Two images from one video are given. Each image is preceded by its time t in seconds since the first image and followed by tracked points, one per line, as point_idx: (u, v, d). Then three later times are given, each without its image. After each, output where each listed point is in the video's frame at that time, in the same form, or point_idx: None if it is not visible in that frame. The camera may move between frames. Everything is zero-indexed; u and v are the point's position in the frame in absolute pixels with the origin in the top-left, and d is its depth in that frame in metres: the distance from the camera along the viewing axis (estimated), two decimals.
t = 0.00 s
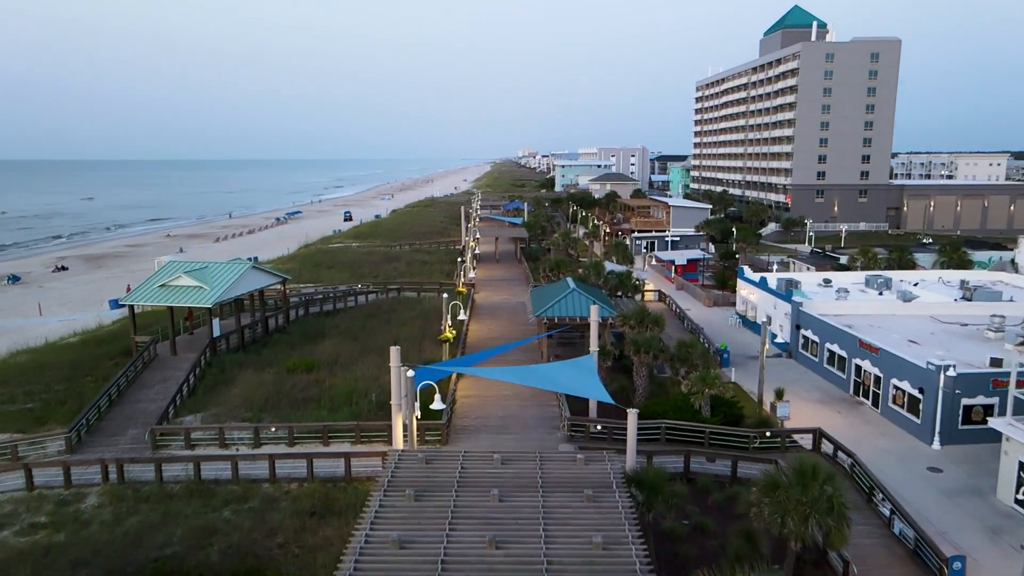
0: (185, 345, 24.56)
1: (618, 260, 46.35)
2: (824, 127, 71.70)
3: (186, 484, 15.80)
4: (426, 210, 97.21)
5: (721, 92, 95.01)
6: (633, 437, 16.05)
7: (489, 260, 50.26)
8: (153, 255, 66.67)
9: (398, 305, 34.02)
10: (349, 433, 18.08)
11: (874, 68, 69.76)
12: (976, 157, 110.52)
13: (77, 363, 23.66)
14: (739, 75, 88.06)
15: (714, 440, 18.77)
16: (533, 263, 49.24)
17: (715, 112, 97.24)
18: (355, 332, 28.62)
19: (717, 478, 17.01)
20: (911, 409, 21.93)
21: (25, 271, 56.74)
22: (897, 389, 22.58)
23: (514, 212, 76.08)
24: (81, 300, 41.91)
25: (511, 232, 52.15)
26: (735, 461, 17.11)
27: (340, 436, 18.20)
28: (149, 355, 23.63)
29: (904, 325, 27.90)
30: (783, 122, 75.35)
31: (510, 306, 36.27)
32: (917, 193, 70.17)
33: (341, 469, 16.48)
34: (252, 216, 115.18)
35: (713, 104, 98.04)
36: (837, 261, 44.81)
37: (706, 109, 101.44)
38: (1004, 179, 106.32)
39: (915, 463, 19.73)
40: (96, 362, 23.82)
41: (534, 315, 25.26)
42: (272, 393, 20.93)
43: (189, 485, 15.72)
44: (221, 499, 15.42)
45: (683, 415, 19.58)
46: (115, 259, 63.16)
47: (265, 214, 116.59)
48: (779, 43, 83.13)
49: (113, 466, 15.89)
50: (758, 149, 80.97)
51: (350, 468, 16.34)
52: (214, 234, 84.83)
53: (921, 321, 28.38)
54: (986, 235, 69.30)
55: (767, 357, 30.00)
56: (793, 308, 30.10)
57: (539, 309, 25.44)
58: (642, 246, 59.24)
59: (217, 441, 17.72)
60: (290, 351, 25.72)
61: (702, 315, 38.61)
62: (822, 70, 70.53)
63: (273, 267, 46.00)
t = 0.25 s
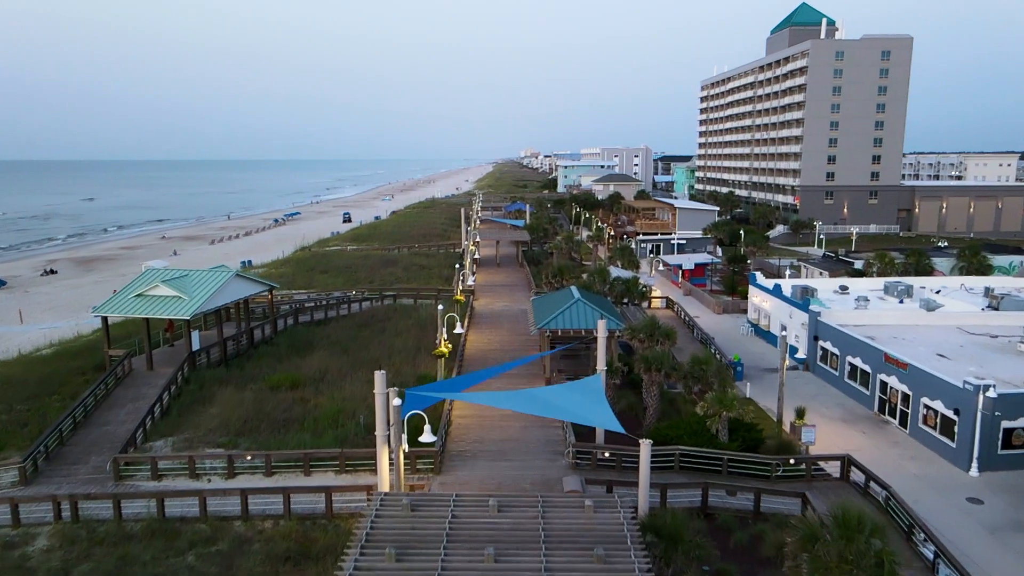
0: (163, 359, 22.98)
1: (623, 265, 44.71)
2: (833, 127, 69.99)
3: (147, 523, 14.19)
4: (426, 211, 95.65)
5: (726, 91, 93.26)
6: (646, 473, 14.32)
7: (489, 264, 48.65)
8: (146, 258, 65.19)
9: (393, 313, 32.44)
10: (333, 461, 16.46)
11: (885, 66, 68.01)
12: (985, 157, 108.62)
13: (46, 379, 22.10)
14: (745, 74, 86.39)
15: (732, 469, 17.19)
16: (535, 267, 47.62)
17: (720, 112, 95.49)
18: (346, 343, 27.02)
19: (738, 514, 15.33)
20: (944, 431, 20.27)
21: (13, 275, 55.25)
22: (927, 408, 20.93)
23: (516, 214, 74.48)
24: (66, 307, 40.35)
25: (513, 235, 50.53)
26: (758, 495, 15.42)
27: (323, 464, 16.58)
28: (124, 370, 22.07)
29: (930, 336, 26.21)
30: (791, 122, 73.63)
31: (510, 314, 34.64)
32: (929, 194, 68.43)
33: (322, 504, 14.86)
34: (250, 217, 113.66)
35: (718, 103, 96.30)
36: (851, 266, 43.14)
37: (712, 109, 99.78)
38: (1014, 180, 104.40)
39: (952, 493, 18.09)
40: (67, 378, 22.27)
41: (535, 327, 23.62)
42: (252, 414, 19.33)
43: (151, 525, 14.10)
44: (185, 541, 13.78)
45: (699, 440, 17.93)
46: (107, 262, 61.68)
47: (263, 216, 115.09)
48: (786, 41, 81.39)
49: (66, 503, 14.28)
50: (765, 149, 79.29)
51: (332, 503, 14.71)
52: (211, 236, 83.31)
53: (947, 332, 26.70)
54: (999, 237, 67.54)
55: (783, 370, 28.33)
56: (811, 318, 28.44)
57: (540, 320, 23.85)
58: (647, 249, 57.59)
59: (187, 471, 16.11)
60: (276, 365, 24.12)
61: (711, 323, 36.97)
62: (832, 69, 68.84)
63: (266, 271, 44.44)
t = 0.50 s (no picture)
0: (137, 376, 21.36)
1: (628, 269, 43.06)
2: (843, 127, 68.26)
3: (99, 573, 12.56)
4: (426, 212, 94.05)
5: (732, 90, 91.53)
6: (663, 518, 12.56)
7: (490, 269, 47.02)
8: (138, 261, 63.68)
9: (388, 321, 30.84)
10: (313, 497, 14.81)
11: (897, 64, 66.33)
12: (995, 158, 106.69)
13: (10, 397, 20.48)
14: (751, 73, 84.70)
15: (755, 502, 15.57)
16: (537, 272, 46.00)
17: (726, 111, 93.78)
18: (336, 356, 25.40)
19: (764, 559, 13.66)
20: (984, 457, 18.59)
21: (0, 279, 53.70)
22: (964, 431, 19.26)
23: (517, 216, 72.89)
24: (48, 314, 38.78)
25: (514, 238, 48.90)
26: (786, 536, 13.74)
27: (302, 499, 14.93)
28: (94, 387, 20.46)
29: (959, 349, 24.53)
30: (800, 121, 71.91)
31: (511, 322, 33.00)
32: (942, 195, 66.67)
33: (298, 548, 13.23)
34: (248, 218, 112.14)
35: (724, 103, 94.58)
36: (866, 271, 41.47)
37: (717, 108, 98.08)
38: None
39: (997, 529, 16.43)
40: (32, 396, 20.67)
41: (537, 340, 21.98)
42: (228, 439, 17.69)
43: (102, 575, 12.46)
44: None
45: (719, 472, 16.27)
46: (98, 266, 60.08)
47: (261, 217, 113.56)
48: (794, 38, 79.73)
49: (7, 549, 12.66)
50: (773, 149, 77.59)
51: (308, 546, 13.05)
52: (206, 237, 81.73)
53: (977, 345, 25.02)
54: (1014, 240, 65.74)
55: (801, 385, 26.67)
56: (830, 328, 26.77)
57: (542, 334, 22.23)
58: (654, 253, 56.04)
59: (150, 507, 14.47)
60: (260, 380, 22.51)
61: (722, 331, 35.31)
62: (842, 67, 67.14)
63: (258, 276, 42.86)
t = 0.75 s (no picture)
0: (107, 395, 19.75)
1: (634, 275, 41.40)
2: (853, 126, 66.55)
3: None
4: (426, 214, 92.45)
5: (738, 89, 89.82)
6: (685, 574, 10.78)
7: (490, 274, 45.37)
8: (131, 264, 62.16)
9: (382, 332, 29.24)
10: (287, 540, 13.17)
11: (908, 62, 64.66)
12: (1006, 158, 104.70)
13: None
14: (758, 71, 83.03)
15: (782, 544, 13.88)
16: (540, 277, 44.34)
17: (732, 111, 92.06)
18: (324, 372, 23.79)
19: None
20: None
21: None
22: (1007, 458, 17.56)
23: (520, 218, 71.22)
24: (30, 322, 37.19)
25: (515, 242, 47.23)
26: None
27: (275, 543, 13.30)
28: (59, 408, 18.86)
29: (992, 365, 22.84)
30: (808, 121, 70.20)
31: (511, 332, 31.37)
32: (955, 197, 64.92)
33: None
34: (246, 219, 110.62)
35: (730, 102, 92.87)
36: (882, 276, 39.78)
37: (722, 108, 96.40)
38: None
39: None
40: None
41: (539, 357, 20.33)
42: (199, 469, 16.06)
43: None
44: None
45: (742, 510, 14.62)
46: (88, 269, 58.52)
47: (260, 218, 112.01)
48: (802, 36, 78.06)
49: None
50: (780, 149, 75.90)
51: None
52: (202, 240, 80.20)
53: (1011, 359, 23.32)
54: None
55: (821, 402, 25.01)
56: (852, 340, 25.02)
57: (543, 349, 20.58)
58: (660, 255, 54.36)
59: (103, 553, 12.85)
60: (240, 400, 20.89)
61: (733, 340, 33.65)
62: (852, 65, 65.45)
63: (250, 281, 41.29)
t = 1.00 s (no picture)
0: (71, 419, 18.12)
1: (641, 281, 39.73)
2: (864, 126, 64.82)
3: None
4: (426, 215, 90.82)
5: (745, 88, 88.11)
6: None
7: (491, 279, 43.74)
8: (123, 267, 60.68)
9: (375, 343, 27.62)
10: None
11: (921, 60, 62.95)
12: (1016, 159, 102.94)
13: None
14: (765, 70, 81.36)
15: None
16: (542, 283, 42.69)
17: (738, 111, 90.38)
18: (310, 389, 22.15)
19: None
20: None
21: None
22: None
23: (521, 220, 69.59)
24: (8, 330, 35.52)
25: (517, 246, 45.57)
26: None
27: None
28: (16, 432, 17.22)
29: None
30: (817, 120, 68.48)
31: (512, 343, 29.71)
32: (969, 198, 63.20)
33: None
34: (243, 221, 109.04)
35: (735, 102, 91.23)
36: (899, 282, 38.11)
37: (728, 107, 94.73)
38: None
39: None
40: None
41: (541, 376, 18.67)
42: (163, 505, 14.41)
43: None
44: None
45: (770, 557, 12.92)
46: (78, 273, 56.90)
47: (258, 220, 110.41)
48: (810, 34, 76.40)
49: None
50: (788, 150, 74.18)
51: None
52: (197, 242, 78.62)
53: None
54: None
55: (844, 420, 23.33)
56: (875, 353, 23.34)
57: (545, 367, 18.91)
58: (666, 259, 52.53)
59: None
60: (217, 421, 19.25)
61: (745, 351, 31.97)
62: (863, 63, 63.75)
63: (241, 287, 39.71)
